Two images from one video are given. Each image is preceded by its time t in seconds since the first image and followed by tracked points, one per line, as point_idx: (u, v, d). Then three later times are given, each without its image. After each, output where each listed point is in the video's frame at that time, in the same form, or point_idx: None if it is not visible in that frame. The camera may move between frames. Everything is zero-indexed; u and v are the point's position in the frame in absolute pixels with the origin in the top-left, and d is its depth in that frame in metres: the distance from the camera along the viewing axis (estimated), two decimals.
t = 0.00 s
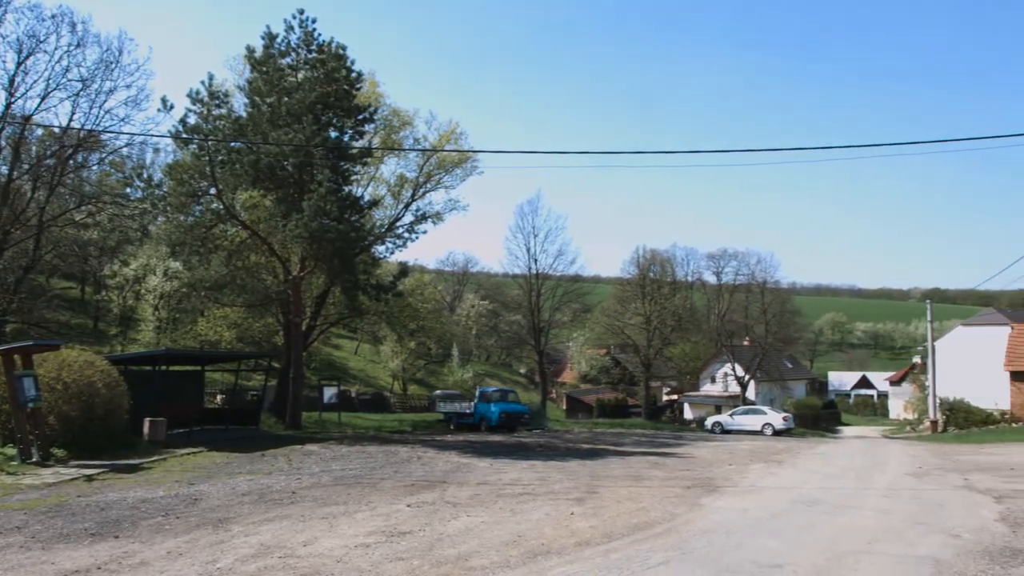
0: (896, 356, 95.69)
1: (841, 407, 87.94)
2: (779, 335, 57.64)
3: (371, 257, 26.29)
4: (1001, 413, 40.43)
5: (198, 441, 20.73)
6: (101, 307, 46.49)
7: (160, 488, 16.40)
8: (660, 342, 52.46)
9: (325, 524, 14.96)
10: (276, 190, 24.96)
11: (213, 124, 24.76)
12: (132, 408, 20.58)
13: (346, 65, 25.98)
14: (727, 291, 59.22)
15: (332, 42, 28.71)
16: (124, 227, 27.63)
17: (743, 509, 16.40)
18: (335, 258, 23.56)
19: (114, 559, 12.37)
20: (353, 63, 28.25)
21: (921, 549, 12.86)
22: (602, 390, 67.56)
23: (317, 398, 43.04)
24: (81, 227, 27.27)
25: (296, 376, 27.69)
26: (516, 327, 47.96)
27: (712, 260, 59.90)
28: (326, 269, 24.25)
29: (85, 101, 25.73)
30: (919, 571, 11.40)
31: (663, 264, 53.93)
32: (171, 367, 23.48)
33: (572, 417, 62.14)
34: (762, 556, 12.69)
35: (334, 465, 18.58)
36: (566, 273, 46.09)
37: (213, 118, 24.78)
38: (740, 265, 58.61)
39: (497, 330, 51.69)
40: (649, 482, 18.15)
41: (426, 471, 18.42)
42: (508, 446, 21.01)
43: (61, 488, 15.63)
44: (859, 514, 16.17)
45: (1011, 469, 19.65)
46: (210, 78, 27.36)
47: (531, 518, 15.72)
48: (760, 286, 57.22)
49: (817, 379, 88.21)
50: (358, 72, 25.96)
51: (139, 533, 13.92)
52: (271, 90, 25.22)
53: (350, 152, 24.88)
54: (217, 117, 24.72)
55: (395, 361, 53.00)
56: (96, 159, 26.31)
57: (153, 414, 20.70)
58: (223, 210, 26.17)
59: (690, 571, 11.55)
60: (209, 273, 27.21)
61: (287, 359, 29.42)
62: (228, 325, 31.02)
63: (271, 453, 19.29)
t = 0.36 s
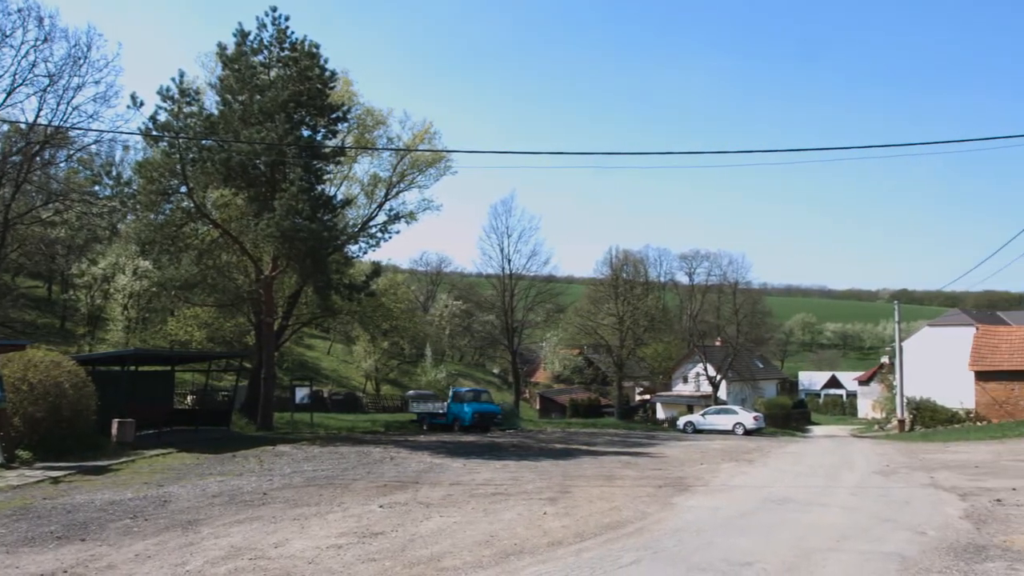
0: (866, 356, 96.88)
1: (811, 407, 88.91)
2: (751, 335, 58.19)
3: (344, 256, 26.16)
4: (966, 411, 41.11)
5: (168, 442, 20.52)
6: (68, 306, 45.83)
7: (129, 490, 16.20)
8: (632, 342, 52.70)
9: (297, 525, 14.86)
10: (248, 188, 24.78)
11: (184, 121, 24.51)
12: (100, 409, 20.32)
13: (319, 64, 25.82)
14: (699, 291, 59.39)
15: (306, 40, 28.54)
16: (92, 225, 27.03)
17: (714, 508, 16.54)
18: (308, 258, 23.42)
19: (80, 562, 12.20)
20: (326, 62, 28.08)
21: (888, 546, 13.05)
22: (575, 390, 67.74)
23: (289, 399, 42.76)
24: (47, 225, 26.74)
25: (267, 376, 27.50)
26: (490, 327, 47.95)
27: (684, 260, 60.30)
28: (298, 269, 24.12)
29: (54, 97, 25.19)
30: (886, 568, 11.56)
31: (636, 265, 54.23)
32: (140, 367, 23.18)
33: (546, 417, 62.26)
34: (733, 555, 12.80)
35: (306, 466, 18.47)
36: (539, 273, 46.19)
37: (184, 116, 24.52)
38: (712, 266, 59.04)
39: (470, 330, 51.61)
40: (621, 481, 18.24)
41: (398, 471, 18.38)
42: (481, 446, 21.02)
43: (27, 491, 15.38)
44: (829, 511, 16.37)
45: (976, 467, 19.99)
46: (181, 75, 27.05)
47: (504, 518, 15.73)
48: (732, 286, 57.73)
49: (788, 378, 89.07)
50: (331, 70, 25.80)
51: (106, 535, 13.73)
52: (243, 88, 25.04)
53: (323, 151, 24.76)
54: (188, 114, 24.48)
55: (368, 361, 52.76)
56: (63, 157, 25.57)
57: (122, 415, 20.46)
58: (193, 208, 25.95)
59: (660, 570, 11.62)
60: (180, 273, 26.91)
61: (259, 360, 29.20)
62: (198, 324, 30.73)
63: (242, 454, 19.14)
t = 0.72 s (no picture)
0: (845, 357, 97.77)
1: (790, 407, 89.59)
2: (732, 335, 58.57)
3: (325, 256, 26.07)
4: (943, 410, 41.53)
5: (147, 443, 20.36)
6: (45, 305, 45.36)
7: (107, 491, 16.06)
8: (614, 342, 52.85)
9: (277, 526, 14.79)
10: (228, 188, 24.63)
11: (164, 119, 24.33)
12: (77, 410, 20.14)
13: (300, 62, 25.69)
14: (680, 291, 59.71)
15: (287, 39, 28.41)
16: (69, 224, 26.29)
17: (695, 507, 16.61)
18: (288, 257, 23.34)
19: (57, 565, 12.08)
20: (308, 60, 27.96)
21: (866, 545, 13.18)
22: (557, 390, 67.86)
23: (269, 399, 42.55)
24: (23, 223, 25.92)
25: (248, 376, 27.36)
26: (471, 327, 47.92)
27: (665, 261, 60.58)
28: (279, 268, 24.04)
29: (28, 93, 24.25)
30: (864, 565, 11.67)
31: (618, 265, 54.43)
32: (118, 367, 22.99)
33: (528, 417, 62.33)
34: (713, 554, 12.88)
35: (287, 467, 18.39)
36: (521, 273, 46.27)
37: (163, 114, 24.35)
38: (693, 266, 59.33)
39: (452, 330, 51.52)
40: (603, 481, 18.30)
41: (380, 471, 18.34)
42: (463, 446, 21.02)
43: (2, 492, 15.20)
44: (808, 510, 16.50)
45: (952, 466, 20.21)
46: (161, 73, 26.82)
47: (485, 518, 15.74)
48: (713, 287, 58.10)
49: (768, 379, 89.74)
50: (313, 69, 25.69)
51: (83, 537, 13.60)
52: (224, 86, 24.89)
53: (304, 150, 24.69)
54: (168, 112, 24.30)
55: (349, 361, 52.57)
56: (39, 155, 24.79)
57: (100, 416, 20.29)
58: (173, 207, 25.90)
59: (641, 569, 11.67)
60: (159, 272, 26.69)
61: (240, 359, 29.04)
62: (178, 325, 30.51)
63: (222, 455, 19.03)
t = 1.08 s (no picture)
0: (810, 357, 99.09)
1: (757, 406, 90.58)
2: (700, 335, 59.13)
3: (293, 255, 25.89)
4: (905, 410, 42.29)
5: (110, 445, 20.05)
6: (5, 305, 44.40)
7: (69, 494, 15.80)
8: (583, 343, 53.03)
9: (243, 528, 14.66)
10: (194, 186, 24.33)
11: (129, 116, 23.97)
12: (39, 411, 19.78)
13: (270, 60, 25.44)
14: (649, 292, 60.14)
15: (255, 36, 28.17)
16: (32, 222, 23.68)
17: (662, 506, 16.75)
18: (256, 257, 23.14)
19: (17, 569, 11.86)
20: (276, 58, 27.74)
21: (830, 542, 13.39)
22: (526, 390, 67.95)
23: (236, 399, 42.09)
24: None
25: (214, 376, 27.09)
26: (441, 327, 47.81)
27: (634, 261, 60.94)
28: (246, 268, 23.84)
29: None
30: (828, 562, 11.84)
31: (587, 265, 54.67)
32: (81, 368, 22.62)
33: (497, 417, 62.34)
34: (680, 552, 12.99)
35: (253, 468, 18.23)
36: (490, 273, 46.30)
37: (129, 110, 23.99)
38: (662, 267, 59.76)
39: (421, 329, 51.32)
40: (572, 481, 18.37)
41: (348, 472, 18.25)
42: (432, 446, 21.01)
43: None
44: (774, 509, 16.71)
45: (914, 464, 20.60)
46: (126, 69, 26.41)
47: (453, 518, 15.73)
48: (681, 288, 58.59)
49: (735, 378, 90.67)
50: (282, 67, 25.49)
51: (44, 541, 13.37)
52: (191, 82, 24.58)
53: (272, 149, 24.53)
54: (133, 108, 23.94)
55: (318, 362, 52.20)
56: None
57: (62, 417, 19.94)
58: (139, 204, 25.81)
59: (609, 568, 11.75)
60: (124, 271, 26.21)
61: (206, 360, 28.73)
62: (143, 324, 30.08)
63: (188, 456, 18.81)
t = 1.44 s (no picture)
0: (779, 357, 100.20)
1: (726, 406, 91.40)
2: (670, 335, 59.57)
3: (263, 254, 25.65)
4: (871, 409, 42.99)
5: (75, 446, 19.76)
6: None
7: (32, 497, 15.54)
8: (554, 343, 53.14)
9: (211, 530, 14.52)
10: (162, 184, 24.02)
11: (95, 112, 23.60)
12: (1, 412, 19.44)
13: (239, 57, 25.22)
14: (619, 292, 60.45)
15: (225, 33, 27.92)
16: None
17: (632, 506, 16.85)
18: (225, 256, 22.90)
19: None
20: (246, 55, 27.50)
21: (796, 540, 13.57)
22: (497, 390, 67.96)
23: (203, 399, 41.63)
24: None
25: (182, 376, 26.78)
26: (411, 327, 47.65)
27: (605, 262, 61.22)
28: (215, 267, 23.59)
29: None
30: (794, 560, 12.00)
31: (558, 266, 54.83)
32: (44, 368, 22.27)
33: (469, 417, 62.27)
34: (649, 551, 13.08)
35: (221, 469, 18.06)
36: (462, 273, 46.28)
37: (95, 106, 23.62)
38: (632, 267, 60.09)
39: (392, 330, 51.11)
40: (542, 481, 18.42)
41: (318, 473, 18.15)
42: (402, 446, 20.96)
43: None
44: (742, 507, 16.89)
45: (879, 463, 20.92)
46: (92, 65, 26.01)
47: (423, 519, 15.71)
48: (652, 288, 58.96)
49: (705, 378, 91.43)
50: (251, 65, 25.27)
51: (6, 545, 13.13)
52: (159, 79, 24.33)
53: (242, 147, 24.28)
54: (99, 105, 23.57)
55: (287, 362, 51.81)
56: None
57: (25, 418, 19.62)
58: (104, 202, 25.39)
59: (579, 567, 11.80)
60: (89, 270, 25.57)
61: (173, 359, 28.38)
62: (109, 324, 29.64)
63: (154, 457, 18.60)
